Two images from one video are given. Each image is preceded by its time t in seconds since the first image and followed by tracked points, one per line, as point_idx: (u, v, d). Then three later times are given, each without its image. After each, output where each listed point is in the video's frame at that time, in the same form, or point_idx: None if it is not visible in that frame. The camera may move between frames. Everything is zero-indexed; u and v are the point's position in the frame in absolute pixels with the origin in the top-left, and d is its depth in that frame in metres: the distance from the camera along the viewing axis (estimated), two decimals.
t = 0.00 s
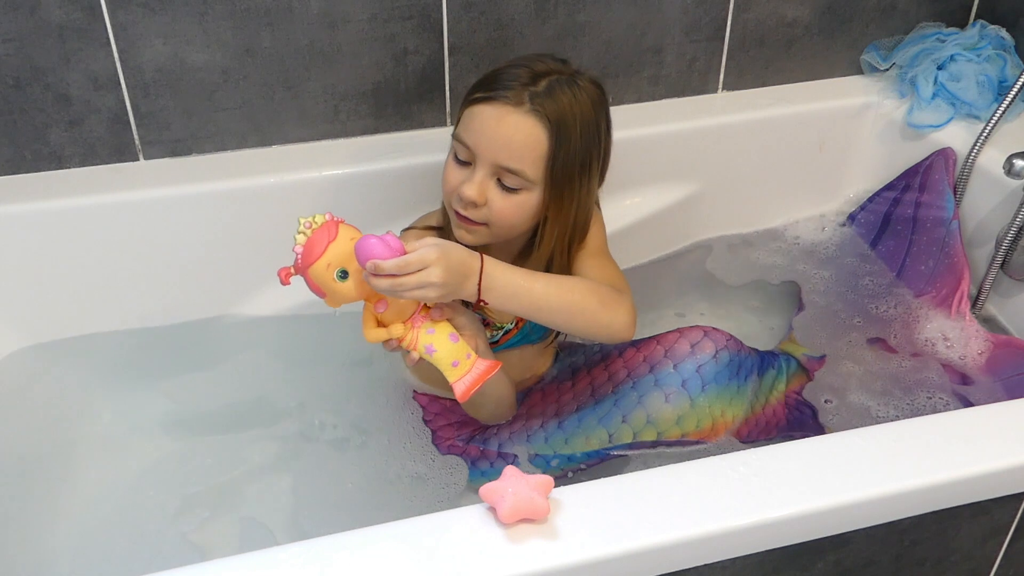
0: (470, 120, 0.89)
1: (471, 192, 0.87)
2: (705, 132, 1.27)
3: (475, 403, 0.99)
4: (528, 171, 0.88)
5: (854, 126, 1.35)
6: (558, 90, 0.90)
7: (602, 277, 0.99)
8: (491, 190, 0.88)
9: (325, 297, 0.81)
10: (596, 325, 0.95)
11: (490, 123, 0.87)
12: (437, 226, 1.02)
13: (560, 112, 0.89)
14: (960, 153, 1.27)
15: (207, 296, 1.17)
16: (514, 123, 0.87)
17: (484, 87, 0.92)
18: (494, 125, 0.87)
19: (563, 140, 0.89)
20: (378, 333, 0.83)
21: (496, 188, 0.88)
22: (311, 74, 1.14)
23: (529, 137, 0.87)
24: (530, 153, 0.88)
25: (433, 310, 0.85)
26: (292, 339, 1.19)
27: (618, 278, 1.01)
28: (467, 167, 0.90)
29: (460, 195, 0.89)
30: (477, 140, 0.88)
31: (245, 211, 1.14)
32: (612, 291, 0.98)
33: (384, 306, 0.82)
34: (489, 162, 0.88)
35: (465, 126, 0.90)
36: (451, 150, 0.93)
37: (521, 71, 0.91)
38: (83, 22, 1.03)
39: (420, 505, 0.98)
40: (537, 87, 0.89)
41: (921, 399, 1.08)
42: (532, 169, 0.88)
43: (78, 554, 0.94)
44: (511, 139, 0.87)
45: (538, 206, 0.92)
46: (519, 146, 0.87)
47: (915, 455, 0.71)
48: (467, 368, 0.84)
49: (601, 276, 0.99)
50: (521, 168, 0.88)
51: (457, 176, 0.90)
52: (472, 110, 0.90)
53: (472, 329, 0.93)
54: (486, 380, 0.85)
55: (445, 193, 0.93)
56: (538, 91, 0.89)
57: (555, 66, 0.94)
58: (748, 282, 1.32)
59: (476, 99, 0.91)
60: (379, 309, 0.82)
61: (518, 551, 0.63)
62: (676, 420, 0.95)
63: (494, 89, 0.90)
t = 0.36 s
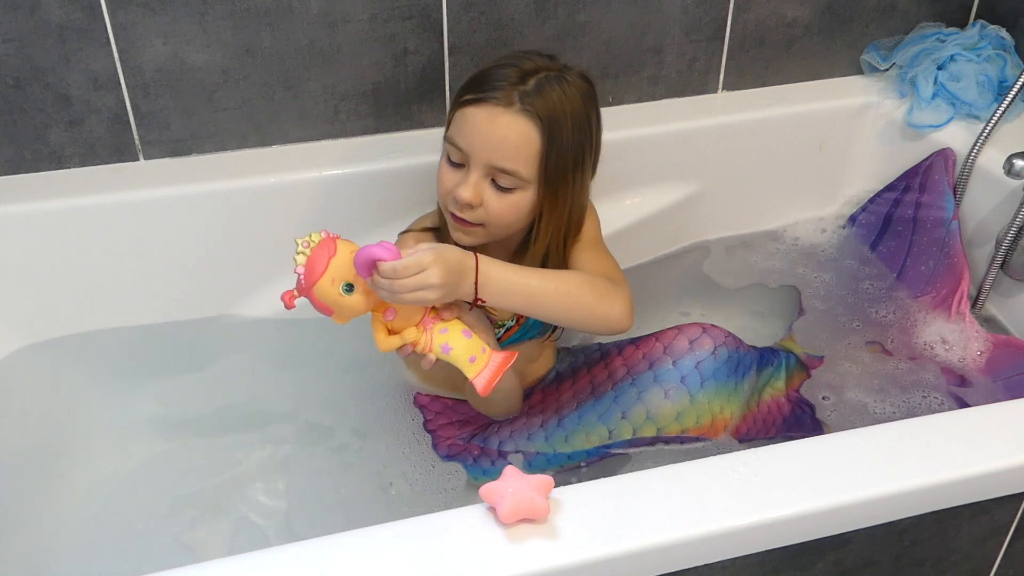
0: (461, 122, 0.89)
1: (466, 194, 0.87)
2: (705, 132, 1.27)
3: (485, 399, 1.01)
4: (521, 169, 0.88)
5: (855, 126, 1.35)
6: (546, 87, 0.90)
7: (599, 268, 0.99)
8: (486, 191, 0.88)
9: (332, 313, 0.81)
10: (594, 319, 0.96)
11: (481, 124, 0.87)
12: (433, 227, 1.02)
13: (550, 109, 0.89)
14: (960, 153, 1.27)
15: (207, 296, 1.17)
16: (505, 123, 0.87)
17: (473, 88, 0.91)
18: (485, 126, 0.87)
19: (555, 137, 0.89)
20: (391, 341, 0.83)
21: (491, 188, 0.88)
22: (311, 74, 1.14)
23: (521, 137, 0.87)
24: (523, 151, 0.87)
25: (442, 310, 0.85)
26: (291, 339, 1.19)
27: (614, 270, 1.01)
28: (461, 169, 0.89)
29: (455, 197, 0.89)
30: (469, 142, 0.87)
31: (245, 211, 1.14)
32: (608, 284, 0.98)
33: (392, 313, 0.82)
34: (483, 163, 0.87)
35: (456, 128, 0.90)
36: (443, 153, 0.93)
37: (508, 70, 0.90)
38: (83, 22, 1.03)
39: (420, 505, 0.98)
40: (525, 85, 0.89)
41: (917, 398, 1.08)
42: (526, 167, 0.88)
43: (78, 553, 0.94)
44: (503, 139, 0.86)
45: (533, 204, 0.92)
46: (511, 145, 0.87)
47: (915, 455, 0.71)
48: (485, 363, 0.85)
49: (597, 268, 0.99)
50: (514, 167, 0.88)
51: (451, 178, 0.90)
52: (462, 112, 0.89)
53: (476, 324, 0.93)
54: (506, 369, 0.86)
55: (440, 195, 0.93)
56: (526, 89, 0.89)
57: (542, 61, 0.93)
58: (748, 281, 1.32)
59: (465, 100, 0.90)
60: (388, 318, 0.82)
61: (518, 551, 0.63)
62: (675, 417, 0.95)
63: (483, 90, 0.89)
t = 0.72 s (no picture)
0: (457, 124, 0.89)
1: (464, 196, 0.87)
2: (704, 132, 1.27)
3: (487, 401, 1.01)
4: (519, 170, 0.88)
5: (854, 126, 1.35)
6: (541, 87, 0.90)
7: (598, 268, 0.99)
8: (484, 192, 0.88)
9: (330, 320, 0.80)
10: (592, 319, 0.96)
11: (477, 126, 0.87)
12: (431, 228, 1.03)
13: (545, 109, 0.89)
14: (960, 153, 1.27)
15: (207, 296, 1.17)
16: (502, 124, 0.87)
17: (468, 90, 0.91)
18: (481, 128, 0.87)
19: (552, 137, 0.89)
20: (389, 345, 0.83)
21: (488, 190, 0.88)
22: (311, 75, 1.14)
23: (517, 138, 0.87)
24: (520, 152, 0.87)
25: (439, 311, 0.85)
26: (291, 339, 1.19)
27: (612, 270, 1.01)
28: (458, 170, 0.89)
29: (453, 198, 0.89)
30: (466, 144, 0.87)
31: (245, 211, 1.14)
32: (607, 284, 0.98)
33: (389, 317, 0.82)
34: (480, 165, 0.87)
35: (452, 130, 0.89)
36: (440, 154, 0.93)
37: (503, 70, 0.90)
38: (83, 22, 1.03)
39: (420, 504, 0.98)
40: (520, 86, 0.89)
41: (919, 398, 1.08)
42: (524, 167, 0.88)
43: (77, 552, 0.94)
44: (500, 140, 0.86)
45: (531, 203, 0.92)
46: (508, 147, 0.87)
47: (915, 455, 0.71)
48: (483, 361, 0.84)
49: (595, 269, 1.00)
50: (512, 168, 0.88)
51: (448, 179, 0.90)
52: (458, 114, 0.89)
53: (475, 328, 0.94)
54: (506, 367, 0.85)
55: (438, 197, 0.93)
56: (521, 90, 0.88)
57: (536, 61, 0.93)
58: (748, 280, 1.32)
59: (461, 102, 0.90)
60: (385, 320, 0.82)
61: (518, 551, 0.63)
62: (676, 417, 0.95)
63: (478, 92, 0.89)
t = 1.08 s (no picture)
0: (460, 148, 0.87)
1: (493, 214, 0.87)
2: (704, 133, 1.27)
3: (497, 404, 1.01)
4: (535, 172, 0.88)
5: (855, 127, 1.35)
6: (530, 86, 0.89)
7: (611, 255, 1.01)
8: (508, 203, 0.88)
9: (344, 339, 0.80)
10: (626, 305, 0.97)
11: (486, 146, 0.86)
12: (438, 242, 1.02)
13: (541, 107, 0.89)
14: (960, 153, 1.27)
15: (207, 296, 1.17)
16: (508, 136, 0.86)
17: (459, 107, 0.89)
18: (490, 146, 0.86)
19: (555, 131, 0.90)
20: (407, 352, 0.82)
21: (510, 200, 0.88)
22: (311, 75, 1.14)
23: (527, 144, 0.87)
24: (533, 156, 0.87)
25: (450, 311, 0.85)
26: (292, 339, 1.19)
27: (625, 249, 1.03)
28: (474, 189, 0.89)
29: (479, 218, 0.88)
30: (479, 164, 0.86)
31: (245, 211, 1.14)
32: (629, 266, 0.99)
33: (402, 324, 0.82)
34: (499, 179, 0.87)
35: (458, 155, 0.88)
36: (447, 178, 0.91)
37: (488, 81, 0.89)
38: (83, 22, 1.03)
39: (420, 504, 0.98)
40: (511, 93, 0.88)
41: (918, 397, 1.09)
42: (541, 167, 0.89)
43: (77, 553, 0.94)
44: (514, 150, 0.86)
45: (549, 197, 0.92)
46: (523, 154, 0.87)
47: (915, 455, 0.71)
48: (504, 353, 0.84)
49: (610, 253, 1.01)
50: (530, 173, 0.88)
51: (467, 200, 0.89)
52: (459, 137, 0.87)
53: (491, 327, 0.93)
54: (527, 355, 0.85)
55: (456, 218, 0.92)
56: (513, 97, 0.87)
57: (510, 60, 0.92)
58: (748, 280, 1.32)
59: (456, 125, 0.88)
60: (399, 328, 0.82)
61: (518, 551, 0.63)
62: (677, 419, 0.95)
63: (473, 110, 0.87)
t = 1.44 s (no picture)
0: (450, 166, 0.87)
1: (492, 227, 0.86)
2: (704, 133, 1.27)
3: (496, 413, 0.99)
4: (527, 179, 0.88)
5: (855, 127, 1.35)
6: (511, 93, 0.89)
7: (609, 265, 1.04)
8: (505, 214, 0.88)
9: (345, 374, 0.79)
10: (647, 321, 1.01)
11: (477, 160, 0.85)
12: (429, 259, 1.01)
13: (523, 113, 0.89)
14: (959, 153, 1.27)
15: (207, 296, 1.17)
16: (497, 147, 0.86)
17: (441, 127, 0.88)
18: (480, 160, 0.85)
19: (541, 135, 0.90)
20: (410, 378, 0.80)
21: (506, 211, 0.88)
22: (311, 75, 1.14)
23: (517, 151, 0.87)
24: (523, 164, 0.87)
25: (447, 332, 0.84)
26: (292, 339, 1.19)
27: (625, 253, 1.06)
28: (467, 205, 0.88)
29: (478, 232, 0.88)
30: (472, 179, 0.86)
31: (245, 211, 1.14)
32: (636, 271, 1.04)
33: (401, 348, 0.80)
34: (493, 191, 0.86)
35: (448, 173, 0.87)
36: (438, 197, 0.90)
37: (468, 95, 0.89)
38: (83, 22, 1.03)
39: (420, 504, 0.98)
40: (493, 105, 0.88)
41: (920, 397, 1.09)
42: (532, 174, 0.89)
43: (77, 552, 0.94)
44: (505, 161, 0.86)
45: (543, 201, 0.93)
46: (514, 162, 0.86)
47: (915, 455, 0.71)
48: (508, 368, 0.83)
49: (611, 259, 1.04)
50: (522, 182, 0.88)
51: (462, 217, 0.89)
52: (448, 154, 0.87)
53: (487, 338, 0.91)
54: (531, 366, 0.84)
55: (452, 236, 0.92)
56: (496, 109, 0.87)
57: (482, 69, 0.92)
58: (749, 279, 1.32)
59: (442, 144, 0.88)
60: (399, 356, 0.80)
61: (518, 551, 0.63)
62: (679, 425, 0.96)
63: (458, 126, 0.87)
